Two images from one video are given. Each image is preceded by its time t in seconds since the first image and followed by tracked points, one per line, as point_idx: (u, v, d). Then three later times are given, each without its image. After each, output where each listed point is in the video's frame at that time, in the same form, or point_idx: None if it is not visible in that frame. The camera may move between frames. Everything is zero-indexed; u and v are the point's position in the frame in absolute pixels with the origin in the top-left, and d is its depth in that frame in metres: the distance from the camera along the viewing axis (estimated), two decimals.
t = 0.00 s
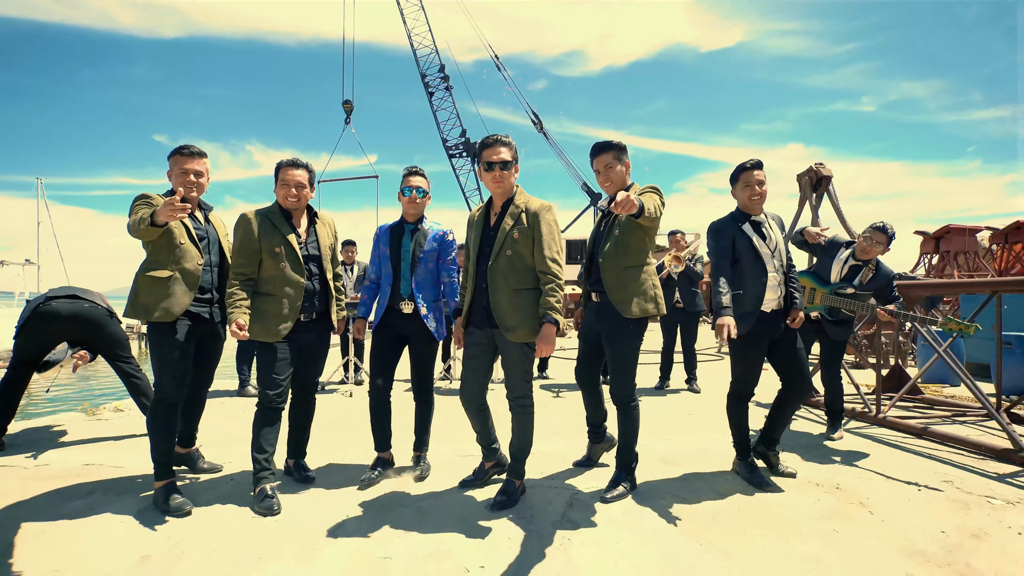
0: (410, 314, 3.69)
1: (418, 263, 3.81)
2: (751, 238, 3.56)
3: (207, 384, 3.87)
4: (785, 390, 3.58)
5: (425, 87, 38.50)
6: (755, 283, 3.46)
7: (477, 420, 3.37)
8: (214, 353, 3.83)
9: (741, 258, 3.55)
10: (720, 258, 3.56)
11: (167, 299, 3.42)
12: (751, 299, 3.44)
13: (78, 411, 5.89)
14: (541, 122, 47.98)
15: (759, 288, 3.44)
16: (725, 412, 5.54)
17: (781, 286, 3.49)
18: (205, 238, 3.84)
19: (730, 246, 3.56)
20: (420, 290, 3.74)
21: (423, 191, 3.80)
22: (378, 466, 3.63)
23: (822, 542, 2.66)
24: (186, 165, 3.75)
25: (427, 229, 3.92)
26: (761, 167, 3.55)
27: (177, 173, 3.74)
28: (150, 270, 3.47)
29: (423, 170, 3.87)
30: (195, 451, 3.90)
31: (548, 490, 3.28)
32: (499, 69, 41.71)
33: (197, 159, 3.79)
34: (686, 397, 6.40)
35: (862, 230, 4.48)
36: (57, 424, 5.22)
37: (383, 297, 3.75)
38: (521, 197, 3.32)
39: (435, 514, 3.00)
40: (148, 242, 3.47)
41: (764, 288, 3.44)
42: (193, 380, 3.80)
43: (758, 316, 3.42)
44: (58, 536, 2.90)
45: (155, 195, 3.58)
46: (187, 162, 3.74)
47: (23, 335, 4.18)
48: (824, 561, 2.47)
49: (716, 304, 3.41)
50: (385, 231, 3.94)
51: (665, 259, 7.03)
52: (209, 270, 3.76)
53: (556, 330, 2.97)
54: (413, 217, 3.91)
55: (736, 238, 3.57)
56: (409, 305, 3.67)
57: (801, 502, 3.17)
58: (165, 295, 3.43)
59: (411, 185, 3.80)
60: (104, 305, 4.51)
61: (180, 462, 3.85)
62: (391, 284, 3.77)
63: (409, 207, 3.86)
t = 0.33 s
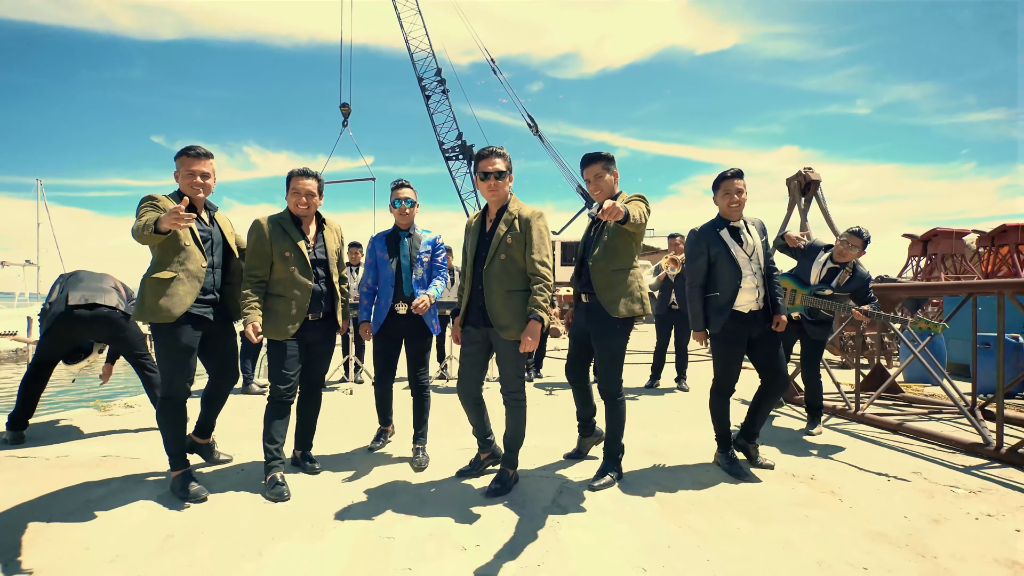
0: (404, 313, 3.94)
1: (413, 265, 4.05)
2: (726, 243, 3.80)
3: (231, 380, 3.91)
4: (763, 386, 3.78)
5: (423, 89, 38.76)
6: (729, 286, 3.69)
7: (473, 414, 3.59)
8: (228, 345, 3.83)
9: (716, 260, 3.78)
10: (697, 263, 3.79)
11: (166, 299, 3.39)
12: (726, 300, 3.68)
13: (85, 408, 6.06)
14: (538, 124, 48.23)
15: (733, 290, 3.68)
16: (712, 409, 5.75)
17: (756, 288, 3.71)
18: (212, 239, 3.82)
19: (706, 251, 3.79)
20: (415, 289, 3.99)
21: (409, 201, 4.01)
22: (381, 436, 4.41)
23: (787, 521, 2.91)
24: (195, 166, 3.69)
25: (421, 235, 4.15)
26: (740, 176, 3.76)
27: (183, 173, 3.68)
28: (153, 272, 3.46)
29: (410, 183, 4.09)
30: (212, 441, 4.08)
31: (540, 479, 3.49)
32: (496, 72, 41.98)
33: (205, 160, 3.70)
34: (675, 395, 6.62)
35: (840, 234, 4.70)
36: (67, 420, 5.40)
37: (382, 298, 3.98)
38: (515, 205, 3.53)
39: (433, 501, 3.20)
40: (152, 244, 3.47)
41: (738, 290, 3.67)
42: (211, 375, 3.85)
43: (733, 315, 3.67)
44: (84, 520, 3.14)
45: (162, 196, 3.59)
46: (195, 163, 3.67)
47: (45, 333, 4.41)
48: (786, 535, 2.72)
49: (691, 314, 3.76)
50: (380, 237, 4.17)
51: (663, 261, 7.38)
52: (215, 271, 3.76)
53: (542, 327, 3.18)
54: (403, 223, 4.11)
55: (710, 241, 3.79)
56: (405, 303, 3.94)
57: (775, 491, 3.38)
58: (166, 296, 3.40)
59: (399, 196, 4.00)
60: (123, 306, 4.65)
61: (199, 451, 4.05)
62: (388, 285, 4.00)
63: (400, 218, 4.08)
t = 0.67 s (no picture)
0: (395, 312, 4.15)
1: (401, 267, 4.27)
2: (702, 246, 4.07)
3: (243, 375, 4.11)
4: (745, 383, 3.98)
5: (419, 91, 39.00)
6: (706, 286, 3.96)
7: (470, 408, 3.79)
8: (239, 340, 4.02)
9: (694, 263, 4.06)
10: (676, 265, 4.08)
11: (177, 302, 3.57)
12: (704, 300, 3.95)
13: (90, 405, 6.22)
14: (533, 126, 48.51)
15: (710, 290, 3.94)
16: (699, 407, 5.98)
17: (733, 289, 3.94)
18: (223, 239, 4.00)
19: (684, 254, 4.08)
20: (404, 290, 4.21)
21: (392, 209, 4.22)
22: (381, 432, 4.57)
23: (758, 506, 3.15)
24: (207, 170, 3.86)
25: (407, 239, 4.38)
26: (722, 184, 3.98)
27: (195, 176, 3.85)
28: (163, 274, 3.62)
29: (392, 194, 4.30)
30: (225, 431, 4.32)
31: (533, 471, 3.69)
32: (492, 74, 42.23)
33: (216, 163, 3.88)
34: (664, 393, 6.85)
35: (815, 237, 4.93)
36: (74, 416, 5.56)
37: (375, 299, 4.20)
38: (510, 211, 3.74)
39: (431, 490, 3.39)
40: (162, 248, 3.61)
41: (714, 290, 3.93)
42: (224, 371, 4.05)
43: (711, 313, 3.92)
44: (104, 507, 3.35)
45: (174, 201, 3.76)
46: (206, 167, 3.84)
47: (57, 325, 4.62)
48: (757, 519, 2.96)
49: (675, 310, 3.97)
50: (369, 245, 4.36)
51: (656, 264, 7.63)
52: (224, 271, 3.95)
53: (536, 327, 3.38)
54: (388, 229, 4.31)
55: (688, 245, 4.09)
56: (395, 303, 4.15)
57: (753, 481, 3.60)
58: (176, 297, 3.58)
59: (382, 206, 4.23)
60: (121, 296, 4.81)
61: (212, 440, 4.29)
62: (379, 287, 4.22)
63: (386, 226, 4.29)
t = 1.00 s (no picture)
0: (398, 312, 4.37)
1: (405, 268, 4.49)
2: (695, 250, 4.35)
3: (251, 371, 4.30)
4: (730, 380, 4.20)
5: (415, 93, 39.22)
6: (697, 286, 4.21)
7: (468, 403, 4.00)
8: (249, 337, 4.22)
9: (687, 265, 4.35)
10: (672, 267, 4.38)
11: (193, 304, 3.74)
12: (694, 298, 4.20)
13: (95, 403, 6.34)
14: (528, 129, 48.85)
15: (700, 289, 4.19)
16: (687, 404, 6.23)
17: (722, 290, 4.16)
18: (231, 241, 4.17)
19: (678, 257, 4.39)
20: (408, 291, 4.39)
21: (395, 211, 4.45)
22: (382, 426, 4.78)
23: (737, 491, 3.38)
24: (216, 174, 4.02)
25: (410, 241, 4.62)
26: (718, 192, 4.24)
27: (204, 180, 4.00)
28: (175, 280, 3.74)
29: (396, 198, 4.53)
30: (233, 423, 4.50)
31: (528, 461, 3.91)
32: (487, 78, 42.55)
33: (226, 166, 4.06)
34: (654, 392, 7.10)
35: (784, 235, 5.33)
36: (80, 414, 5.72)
37: (378, 299, 4.34)
38: (509, 217, 3.97)
39: (432, 478, 3.61)
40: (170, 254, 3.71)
41: (704, 289, 4.17)
42: (233, 367, 4.24)
43: (701, 312, 4.16)
44: (118, 489, 3.55)
45: (183, 205, 3.86)
46: (217, 171, 4.01)
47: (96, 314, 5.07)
48: (736, 502, 3.20)
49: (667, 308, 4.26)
50: (370, 247, 4.53)
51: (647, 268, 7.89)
52: (234, 271, 4.13)
53: (533, 326, 3.60)
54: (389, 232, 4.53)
55: (682, 248, 4.40)
56: (398, 304, 4.35)
57: (735, 470, 3.84)
58: (192, 301, 3.74)
59: (386, 208, 4.46)
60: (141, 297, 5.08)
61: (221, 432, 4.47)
62: (380, 285, 4.38)
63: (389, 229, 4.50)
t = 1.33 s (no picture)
0: (409, 311, 4.59)
1: (420, 270, 4.73)
2: (688, 254, 4.61)
3: (262, 367, 4.52)
4: (716, 376, 4.44)
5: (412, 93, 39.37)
6: (690, 287, 4.47)
7: (469, 397, 4.25)
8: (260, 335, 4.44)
9: (680, 266, 4.61)
10: (666, 268, 4.65)
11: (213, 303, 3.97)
12: (686, 298, 4.46)
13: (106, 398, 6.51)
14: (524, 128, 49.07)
15: (693, 290, 4.44)
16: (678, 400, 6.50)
17: (712, 291, 4.40)
18: (243, 242, 4.39)
19: (672, 259, 4.65)
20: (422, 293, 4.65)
21: (415, 213, 4.67)
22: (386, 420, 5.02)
23: (718, 476, 3.67)
24: (228, 179, 4.24)
25: (425, 244, 4.87)
26: (713, 200, 4.50)
27: (217, 185, 4.23)
28: (195, 280, 3.94)
29: (416, 200, 4.74)
30: (245, 416, 4.72)
31: (525, 451, 4.17)
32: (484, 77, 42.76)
33: (238, 171, 4.27)
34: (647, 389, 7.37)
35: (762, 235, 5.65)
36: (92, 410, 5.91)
37: (388, 298, 4.57)
38: (508, 221, 4.21)
39: (436, 466, 3.86)
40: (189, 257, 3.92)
41: (696, 290, 4.43)
42: (245, 363, 4.46)
43: (692, 311, 4.43)
44: (140, 476, 3.78)
45: (201, 210, 4.09)
46: (229, 176, 4.24)
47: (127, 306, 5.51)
48: (718, 487, 3.46)
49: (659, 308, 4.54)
50: (387, 245, 4.81)
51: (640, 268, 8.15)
52: (246, 271, 4.35)
53: (531, 323, 3.85)
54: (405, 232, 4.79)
55: (676, 251, 4.67)
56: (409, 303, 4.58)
57: (718, 459, 4.11)
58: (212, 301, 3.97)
59: (405, 209, 4.66)
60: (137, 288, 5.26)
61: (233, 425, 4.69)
62: (393, 285, 4.61)
63: (405, 229, 4.75)
